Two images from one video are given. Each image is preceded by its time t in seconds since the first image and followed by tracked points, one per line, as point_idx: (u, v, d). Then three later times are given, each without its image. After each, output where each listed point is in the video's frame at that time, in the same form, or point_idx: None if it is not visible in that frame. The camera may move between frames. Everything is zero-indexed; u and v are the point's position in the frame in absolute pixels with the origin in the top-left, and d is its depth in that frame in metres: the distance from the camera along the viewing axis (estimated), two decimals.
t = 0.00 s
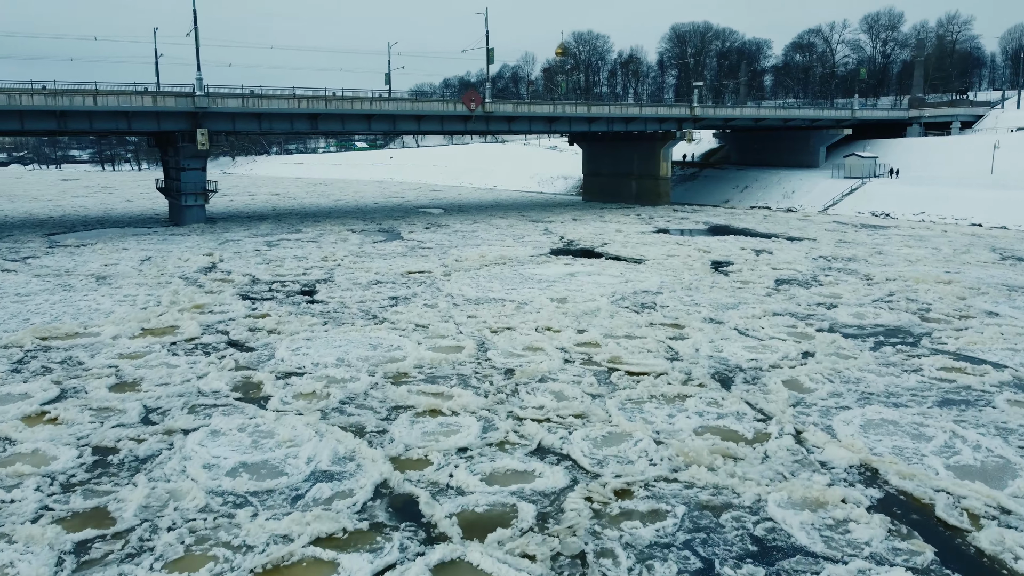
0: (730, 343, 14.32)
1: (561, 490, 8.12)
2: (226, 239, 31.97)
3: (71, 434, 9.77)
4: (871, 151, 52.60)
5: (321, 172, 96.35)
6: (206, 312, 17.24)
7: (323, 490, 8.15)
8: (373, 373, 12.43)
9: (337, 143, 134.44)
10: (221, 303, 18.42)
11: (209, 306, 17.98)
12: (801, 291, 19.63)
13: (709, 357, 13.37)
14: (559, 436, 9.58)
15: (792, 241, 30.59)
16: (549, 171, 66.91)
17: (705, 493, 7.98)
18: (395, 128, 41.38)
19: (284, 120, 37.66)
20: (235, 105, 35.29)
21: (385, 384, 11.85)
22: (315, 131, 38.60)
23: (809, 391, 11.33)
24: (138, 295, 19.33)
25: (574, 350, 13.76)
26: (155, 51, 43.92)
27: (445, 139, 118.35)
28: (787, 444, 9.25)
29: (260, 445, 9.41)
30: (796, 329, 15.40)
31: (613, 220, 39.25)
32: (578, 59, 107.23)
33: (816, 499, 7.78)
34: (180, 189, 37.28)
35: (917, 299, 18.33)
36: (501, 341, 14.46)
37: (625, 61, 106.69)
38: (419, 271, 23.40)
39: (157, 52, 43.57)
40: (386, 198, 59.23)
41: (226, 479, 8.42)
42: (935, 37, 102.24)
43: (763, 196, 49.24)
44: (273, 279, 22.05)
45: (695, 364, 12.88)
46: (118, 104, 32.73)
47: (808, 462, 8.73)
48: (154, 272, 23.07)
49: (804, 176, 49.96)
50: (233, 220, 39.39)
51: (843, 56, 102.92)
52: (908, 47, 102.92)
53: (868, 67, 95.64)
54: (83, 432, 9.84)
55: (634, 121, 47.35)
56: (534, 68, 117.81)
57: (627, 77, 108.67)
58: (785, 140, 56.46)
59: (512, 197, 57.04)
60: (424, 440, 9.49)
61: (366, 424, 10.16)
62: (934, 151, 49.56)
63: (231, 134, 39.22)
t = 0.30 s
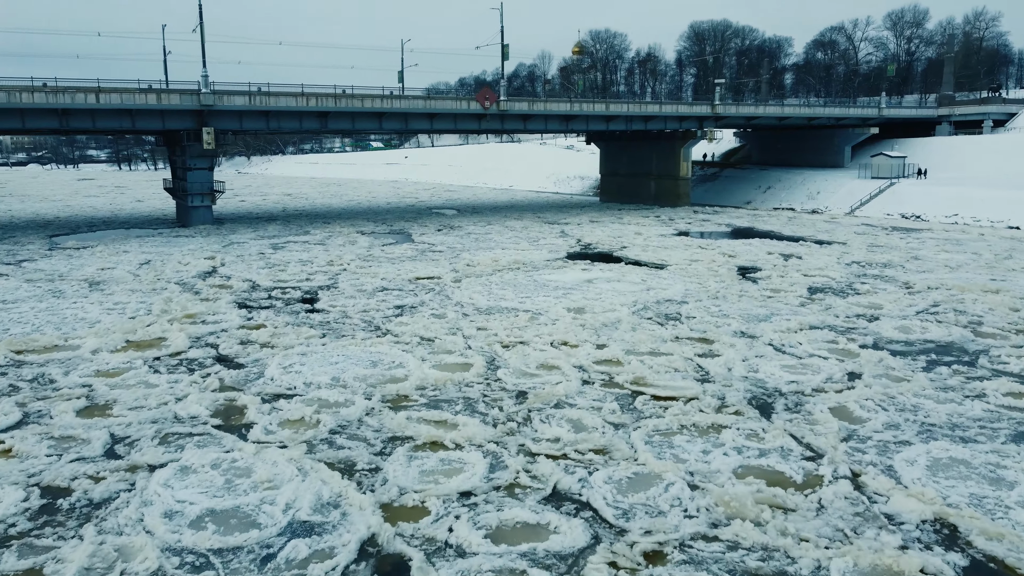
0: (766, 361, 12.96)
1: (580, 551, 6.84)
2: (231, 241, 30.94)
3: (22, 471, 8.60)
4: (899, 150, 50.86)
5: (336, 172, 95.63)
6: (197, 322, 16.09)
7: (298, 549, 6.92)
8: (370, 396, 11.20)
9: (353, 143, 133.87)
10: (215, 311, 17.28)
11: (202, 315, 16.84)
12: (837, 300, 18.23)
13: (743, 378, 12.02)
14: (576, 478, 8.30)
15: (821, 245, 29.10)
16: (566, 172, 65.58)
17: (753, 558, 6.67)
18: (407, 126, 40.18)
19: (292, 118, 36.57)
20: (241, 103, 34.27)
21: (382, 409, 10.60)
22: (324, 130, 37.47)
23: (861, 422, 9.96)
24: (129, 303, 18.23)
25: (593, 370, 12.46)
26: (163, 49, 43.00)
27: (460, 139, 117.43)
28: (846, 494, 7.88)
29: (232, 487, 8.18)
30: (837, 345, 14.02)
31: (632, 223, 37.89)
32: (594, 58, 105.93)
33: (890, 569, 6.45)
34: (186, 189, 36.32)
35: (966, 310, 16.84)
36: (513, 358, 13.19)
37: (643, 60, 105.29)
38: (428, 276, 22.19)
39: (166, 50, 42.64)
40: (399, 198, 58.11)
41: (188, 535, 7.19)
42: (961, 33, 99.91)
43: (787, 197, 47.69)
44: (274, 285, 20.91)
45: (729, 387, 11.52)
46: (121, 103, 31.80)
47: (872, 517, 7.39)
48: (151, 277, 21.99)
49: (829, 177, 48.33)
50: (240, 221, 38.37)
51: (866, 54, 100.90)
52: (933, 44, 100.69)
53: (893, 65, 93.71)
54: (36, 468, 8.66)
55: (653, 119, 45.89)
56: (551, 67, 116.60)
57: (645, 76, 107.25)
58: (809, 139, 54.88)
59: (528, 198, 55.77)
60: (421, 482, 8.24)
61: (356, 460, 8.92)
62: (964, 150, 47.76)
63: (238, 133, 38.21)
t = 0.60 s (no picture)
0: (811, 384, 11.57)
1: None
2: (240, 243, 29.92)
3: None
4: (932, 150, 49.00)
5: (354, 172, 94.90)
6: (189, 334, 14.98)
7: None
8: (367, 424, 9.95)
9: (372, 143, 133.23)
10: (210, 321, 16.12)
11: (196, 325, 15.70)
12: (882, 311, 16.76)
13: (788, 404, 10.64)
14: (601, 534, 7.00)
15: (856, 249, 27.58)
16: (586, 172, 64.19)
17: None
18: (422, 125, 39.02)
19: (304, 117, 35.52)
20: (251, 101, 33.26)
21: (380, 441, 9.35)
22: (337, 129, 36.38)
23: (931, 462, 8.59)
24: (121, 311, 17.14)
25: (618, 394, 11.13)
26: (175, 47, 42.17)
27: (479, 138, 116.35)
28: (927, 560, 6.53)
29: (196, 542, 6.97)
30: (889, 365, 12.60)
31: (654, 224, 36.48)
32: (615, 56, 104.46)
33: None
34: (196, 189, 35.40)
35: None
36: (529, 378, 11.89)
37: (665, 58, 103.62)
38: (440, 282, 20.95)
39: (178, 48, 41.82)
40: (416, 199, 57.02)
41: None
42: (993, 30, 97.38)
43: (815, 198, 46.05)
44: (277, 291, 19.76)
45: (772, 416, 10.18)
46: (128, 100, 30.90)
47: None
48: (150, 282, 20.94)
49: (860, 177, 46.61)
50: (251, 222, 37.41)
51: (893, 51, 98.64)
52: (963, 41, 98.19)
53: (921, 62, 91.41)
54: None
55: (676, 117, 44.42)
56: (571, 66, 115.28)
57: (666, 74, 105.63)
58: (838, 139, 53.14)
59: (547, 198, 54.42)
60: (417, 538, 6.99)
61: (345, 506, 7.68)
62: (1002, 149, 45.82)
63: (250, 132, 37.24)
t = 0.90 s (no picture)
0: (868, 409, 10.19)
1: None
2: (249, 244, 28.92)
3: None
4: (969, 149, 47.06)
5: (373, 172, 94.12)
6: (177, 344, 13.82)
7: None
8: (361, 455, 8.71)
9: (392, 142, 132.57)
10: (204, 329, 14.97)
11: (187, 334, 14.55)
12: (935, 322, 15.31)
13: (844, 435, 9.27)
14: None
15: (895, 252, 25.99)
16: (607, 171, 62.73)
17: None
18: (438, 122, 37.84)
19: (317, 114, 34.46)
20: (262, 98, 32.27)
21: (373, 478, 8.08)
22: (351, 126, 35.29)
23: None
24: (112, 317, 16.05)
25: (647, 420, 9.80)
26: (188, 44, 41.33)
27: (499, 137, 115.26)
28: None
29: None
30: (953, 386, 11.16)
31: (679, 225, 35.04)
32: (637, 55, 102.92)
33: None
34: (206, 188, 34.46)
35: None
36: (546, 399, 10.59)
37: (688, 56, 101.90)
38: (453, 287, 19.70)
39: (191, 44, 40.99)
40: (434, 198, 55.90)
41: None
42: None
43: (846, 198, 44.36)
44: (280, 296, 18.60)
45: (826, 449, 8.80)
46: (135, 96, 29.99)
47: None
48: (149, 286, 19.89)
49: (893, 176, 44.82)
50: (263, 222, 36.43)
51: (924, 48, 96.21)
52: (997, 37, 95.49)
53: (954, 58, 88.90)
54: None
55: (701, 114, 42.90)
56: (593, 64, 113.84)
57: (690, 72, 103.90)
58: (870, 137, 51.36)
59: (567, 198, 53.07)
60: None
61: (325, 566, 6.44)
62: None
63: (262, 129, 36.24)
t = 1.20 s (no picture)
0: (935, 438, 8.79)
1: None
2: (256, 244, 27.87)
3: None
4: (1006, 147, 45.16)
5: (390, 171, 93.26)
6: (159, 355, 12.63)
7: None
8: (344, 494, 7.45)
9: (410, 140, 131.74)
10: (191, 338, 13.79)
11: (173, 342, 13.38)
12: (995, 333, 13.83)
13: (912, 472, 7.88)
14: None
15: (936, 255, 24.42)
16: (628, 170, 61.24)
17: None
18: (454, 118, 36.57)
19: (328, 109, 33.33)
20: (271, 92, 31.18)
21: (356, 525, 6.82)
22: (362, 122, 34.11)
23: None
24: (96, 323, 14.93)
25: (680, 451, 8.46)
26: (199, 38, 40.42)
27: (518, 136, 114.07)
28: None
29: None
30: None
31: (704, 226, 33.58)
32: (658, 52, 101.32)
33: None
34: (215, 186, 33.44)
35: None
36: (562, 423, 9.28)
37: (709, 53, 100.16)
38: (464, 291, 18.42)
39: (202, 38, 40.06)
40: (450, 198, 54.74)
41: None
42: None
43: (877, 198, 42.66)
44: (279, 300, 17.41)
45: (894, 492, 7.42)
46: (139, 91, 29.00)
47: None
48: (143, 289, 18.78)
49: (927, 175, 43.02)
50: (273, 221, 35.37)
51: (953, 45, 93.83)
52: None
53: (985, 55, 86.50)
54: None
55: (726, 110, 41.34)
56: (613, 62, 112.39)
57: (712, 70, 102.13)
58: (901, 134, 49.55)
59: (586, 198, 51.67)
60: None
61: None
62: None
63: (271, 126, 35.18)
